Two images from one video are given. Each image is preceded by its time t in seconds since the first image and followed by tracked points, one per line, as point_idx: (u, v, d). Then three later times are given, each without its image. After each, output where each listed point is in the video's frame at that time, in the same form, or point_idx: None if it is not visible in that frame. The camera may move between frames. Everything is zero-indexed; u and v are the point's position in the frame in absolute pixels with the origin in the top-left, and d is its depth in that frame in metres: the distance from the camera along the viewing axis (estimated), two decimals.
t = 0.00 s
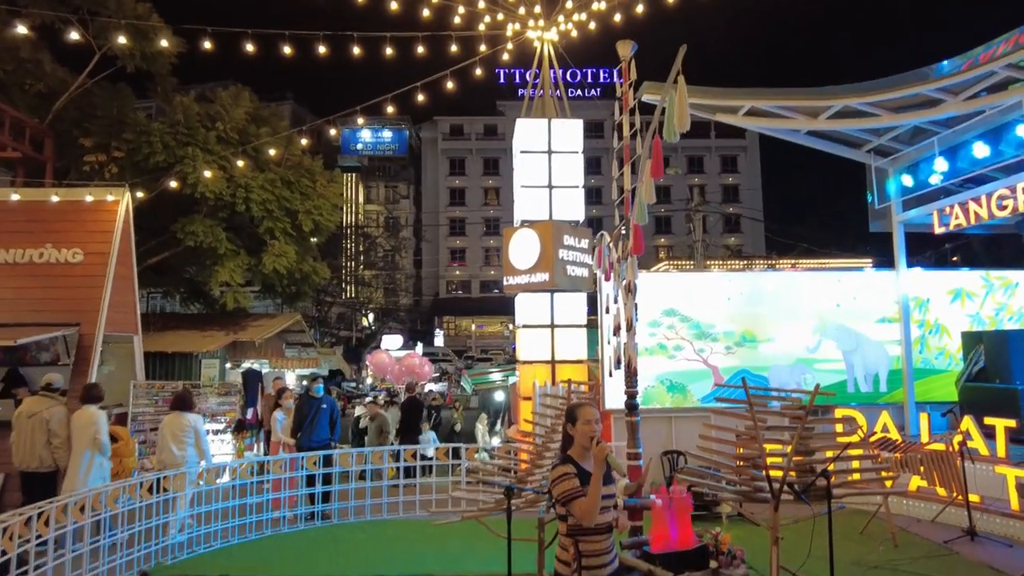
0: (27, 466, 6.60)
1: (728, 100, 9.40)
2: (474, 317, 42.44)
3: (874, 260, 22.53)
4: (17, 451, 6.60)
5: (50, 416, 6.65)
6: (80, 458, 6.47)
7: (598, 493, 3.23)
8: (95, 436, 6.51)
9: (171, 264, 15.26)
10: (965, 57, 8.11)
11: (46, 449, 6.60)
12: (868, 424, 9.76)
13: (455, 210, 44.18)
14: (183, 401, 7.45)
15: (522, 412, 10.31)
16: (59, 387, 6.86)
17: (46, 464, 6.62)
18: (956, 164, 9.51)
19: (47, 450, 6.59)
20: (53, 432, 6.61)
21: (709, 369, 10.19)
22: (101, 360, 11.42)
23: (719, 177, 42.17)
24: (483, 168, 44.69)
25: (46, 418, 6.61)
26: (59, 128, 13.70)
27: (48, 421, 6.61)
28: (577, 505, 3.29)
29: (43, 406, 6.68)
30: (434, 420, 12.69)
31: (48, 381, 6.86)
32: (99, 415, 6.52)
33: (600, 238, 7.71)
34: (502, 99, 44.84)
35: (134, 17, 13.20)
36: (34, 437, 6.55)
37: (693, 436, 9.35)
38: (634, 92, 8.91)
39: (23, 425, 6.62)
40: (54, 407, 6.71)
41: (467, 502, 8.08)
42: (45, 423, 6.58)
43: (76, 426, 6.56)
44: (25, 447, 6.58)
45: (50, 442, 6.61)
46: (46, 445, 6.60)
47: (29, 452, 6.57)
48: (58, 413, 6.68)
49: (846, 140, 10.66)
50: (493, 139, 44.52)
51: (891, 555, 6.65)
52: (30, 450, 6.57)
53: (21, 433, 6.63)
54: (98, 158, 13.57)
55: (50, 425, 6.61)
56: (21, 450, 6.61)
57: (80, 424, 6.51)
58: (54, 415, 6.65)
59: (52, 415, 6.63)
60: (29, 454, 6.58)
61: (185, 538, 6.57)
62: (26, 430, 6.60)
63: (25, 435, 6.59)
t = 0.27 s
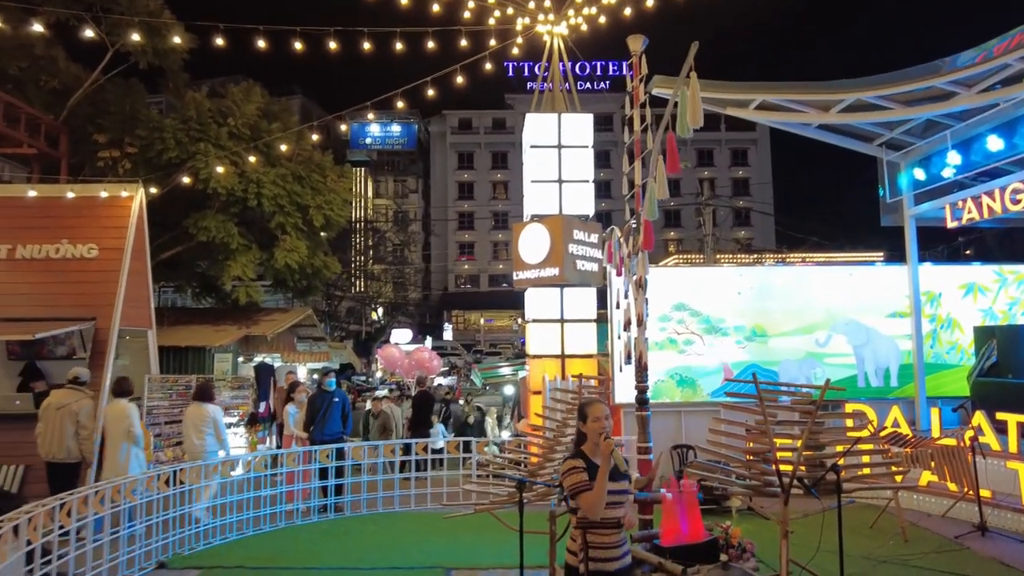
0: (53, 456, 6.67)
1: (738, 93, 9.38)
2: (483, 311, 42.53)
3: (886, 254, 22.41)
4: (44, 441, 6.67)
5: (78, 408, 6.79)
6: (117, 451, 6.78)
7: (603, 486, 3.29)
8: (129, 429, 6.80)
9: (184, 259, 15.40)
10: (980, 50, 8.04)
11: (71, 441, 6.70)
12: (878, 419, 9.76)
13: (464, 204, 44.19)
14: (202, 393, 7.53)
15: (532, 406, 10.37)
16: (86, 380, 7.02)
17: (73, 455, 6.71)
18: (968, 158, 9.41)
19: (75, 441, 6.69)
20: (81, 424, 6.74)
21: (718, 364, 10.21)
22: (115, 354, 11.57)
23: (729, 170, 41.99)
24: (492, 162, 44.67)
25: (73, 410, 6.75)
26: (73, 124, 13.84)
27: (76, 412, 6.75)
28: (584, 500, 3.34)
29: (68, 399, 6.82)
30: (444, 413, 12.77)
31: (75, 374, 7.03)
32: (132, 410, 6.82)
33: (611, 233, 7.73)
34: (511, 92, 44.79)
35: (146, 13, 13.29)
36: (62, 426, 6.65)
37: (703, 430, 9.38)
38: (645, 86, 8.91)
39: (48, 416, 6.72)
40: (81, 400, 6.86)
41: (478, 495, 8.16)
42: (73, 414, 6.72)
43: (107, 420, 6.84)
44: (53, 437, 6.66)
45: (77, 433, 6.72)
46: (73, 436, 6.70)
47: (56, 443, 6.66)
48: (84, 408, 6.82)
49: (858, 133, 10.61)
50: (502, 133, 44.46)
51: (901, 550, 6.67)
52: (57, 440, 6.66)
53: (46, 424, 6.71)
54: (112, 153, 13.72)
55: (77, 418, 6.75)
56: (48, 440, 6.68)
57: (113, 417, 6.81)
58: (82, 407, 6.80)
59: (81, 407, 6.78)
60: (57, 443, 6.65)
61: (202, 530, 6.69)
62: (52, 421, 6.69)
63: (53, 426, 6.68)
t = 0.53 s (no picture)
0: (78, 446, 6.91)
1: (742, 89, 9.48)
2: (487, 304, 42.72)
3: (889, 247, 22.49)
4: (69, 432, 6.91)
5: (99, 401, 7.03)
6: (142, 441, 6.97)
7: (603, 473, 3.48)
8: (153, 419, 6.97)
9: (193, 253, 15.59)
10: (982, 47, 8.11)
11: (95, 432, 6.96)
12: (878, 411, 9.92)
13: (468, 196, 44.29)
14: (221, 384, 7.73)
15: (538, 398, 10.55)
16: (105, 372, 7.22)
17: (97, 445, 6.97)
18: (970, 154, 9.49)
19: (98, 431, 6.96)
20: (103, 415, 6.98)
21: (721, 357, 10.36)
22: (128, 347, 11.78)
23: (733, 162, 42.01)
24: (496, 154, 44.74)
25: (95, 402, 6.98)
26: (83, 120, 14.01)
27: (98, 404, 6.98)
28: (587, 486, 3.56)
29: (90, 392, 7.04)
30: (450, 405, 12.97)
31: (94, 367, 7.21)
32: (157, 401, 6.99)
33: (615, 229, 7.88)
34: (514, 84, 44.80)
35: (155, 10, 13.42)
36: (85, 418, 6.88)
37: (705, 422, 9.54)
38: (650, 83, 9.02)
39: (72, 409, 6.94)
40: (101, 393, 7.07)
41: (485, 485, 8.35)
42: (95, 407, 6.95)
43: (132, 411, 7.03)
44: (77, 429, 6.90)
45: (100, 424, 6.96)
46: (96, 428, 6.95)
47: (80, 433, 6.90)
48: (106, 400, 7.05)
49: (860, 129, 10.71)
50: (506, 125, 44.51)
51: (898, 538, 6.84)
52: (81, 432, 6.90)
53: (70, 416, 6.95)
54: (122, 149, 13.89)
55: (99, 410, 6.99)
56: (72, 432, 6.92)
57: (138, 408, 6.98)
58: (104, 400, 7.02)
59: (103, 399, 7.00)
60: (82, 435, 6.90)
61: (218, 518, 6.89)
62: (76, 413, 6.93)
63: (76, 418, 6.91)
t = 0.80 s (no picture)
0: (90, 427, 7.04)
1: (739, 76, 9.53)
2: (485, 287, 42.81)
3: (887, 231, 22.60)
4: (81, 413, 7.06)
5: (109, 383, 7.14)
6: (154, 422, 7.14)
7: (592, 450, 3.69)
8: (166, 402, 7.13)
9: (193, 237, 15.66)
10: (978, 34, 8.16)
11: (106, 413, 7.09)
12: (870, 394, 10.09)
13: (466, 179, 44.22)
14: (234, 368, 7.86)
15: (536, 382, 10.71)
16: (113, 354, 7.33)
17: (109, 425, 7.11)
18: (964, 140, 9.57)
19: (109, 412, 7.10)
20: (113, 396, 7.10)
21: (717, 341, 10.52)
22: (131, 331, 11.91)
23: (732, 145, 41.96)
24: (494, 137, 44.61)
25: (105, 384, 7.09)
26: (82, 105, 14.02)
27: (107, 386, 7.09)
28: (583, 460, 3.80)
29: (99, 374, 7.15)
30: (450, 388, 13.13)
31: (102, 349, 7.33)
32: (170, 384, 7.13)
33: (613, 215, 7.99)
34: (513, 66, 44.59)
35: None
36: (94, 400, 7.01)
37: (700, 405, 9.71)
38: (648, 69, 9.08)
39: (83, 391, 7.08)
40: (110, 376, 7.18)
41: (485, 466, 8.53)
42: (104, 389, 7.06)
43: (148, 393, 7.20)
44: (88, 410, 7.04)
45: (110, 405, 7.09)
46: (107, 409, 7.08)
47: (92, 414, 7.03)
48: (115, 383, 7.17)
49: (857, 115, 10.77)
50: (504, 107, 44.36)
51: (886, 518, 7.02)
52: (92, 413, 7.04)
53: (82, 398, 7.10)
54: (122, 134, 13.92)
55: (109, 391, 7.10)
56: (84, 413, 7.07)
57: (152, 390, 7.14)
58: (113, 382, 7.14)
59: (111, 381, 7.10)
60: (93, 416, 7.04)
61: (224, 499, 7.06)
62: (87, 395, 7.06)
63: (87, 400, 7.05)
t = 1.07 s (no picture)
0: (100, 417, 7.11)
1: (742, 66, 9.52)
2: (483, 276, 42.83)
3: (884, 220, 22.67)
4: (91, 403, 7.11)
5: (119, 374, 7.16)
6: (169, 412, 7.23)
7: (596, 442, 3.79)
8: (180, 392, 7.19)
9: (192, 226, 15.63)
10: (981, 25, 8.16)
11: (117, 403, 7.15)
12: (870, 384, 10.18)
13: (463, 166, 44.09)
14: (248, 358, 7.97)
15: (539, 371, 10.77)
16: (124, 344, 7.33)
17: (118, 415, 7.18)
18: (966, 131, 9.61)
19: (119, 402, 7.14)
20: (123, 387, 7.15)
21: (717, 330, 10.59)
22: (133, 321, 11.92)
23: (730, 133, 41.94)
24: (491, 124, 44.44)
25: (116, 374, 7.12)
26: (80, 93, 13.94)
27: (117, 376, 7.13)
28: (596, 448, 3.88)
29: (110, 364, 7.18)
30: (451, 377, 13.20)
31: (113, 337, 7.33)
32: (185, 375, 7.17)
33: (617, 205, 8.00)
34: (510, 53, 44.40)
35: None
36: (104, 390, 7.05)
37: (701, 394, 9.78)
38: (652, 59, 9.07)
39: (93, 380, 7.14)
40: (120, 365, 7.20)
41: (489, 455, 8.60)
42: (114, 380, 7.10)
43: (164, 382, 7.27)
44: (99, 399, 7.08)
45: (120, 396, 7.15)
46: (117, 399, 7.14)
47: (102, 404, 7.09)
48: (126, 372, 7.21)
49: (858, 105, 10.78)
50: (502, 94, 44.19)
51: (886, 505, 7.12)
52: (102, 403, 7.11)
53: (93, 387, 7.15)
54: (121, 123, 13.88)
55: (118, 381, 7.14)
56: (95, 402, 7.11)
57: (168, 380, 7.20)
58: (124, 373, 7.17)
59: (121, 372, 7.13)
60: (103, 405, 7.09)
61: (230, 488, 7.11)
62: (98, 384, 7.11)
63: (97, 389, 7.09)
